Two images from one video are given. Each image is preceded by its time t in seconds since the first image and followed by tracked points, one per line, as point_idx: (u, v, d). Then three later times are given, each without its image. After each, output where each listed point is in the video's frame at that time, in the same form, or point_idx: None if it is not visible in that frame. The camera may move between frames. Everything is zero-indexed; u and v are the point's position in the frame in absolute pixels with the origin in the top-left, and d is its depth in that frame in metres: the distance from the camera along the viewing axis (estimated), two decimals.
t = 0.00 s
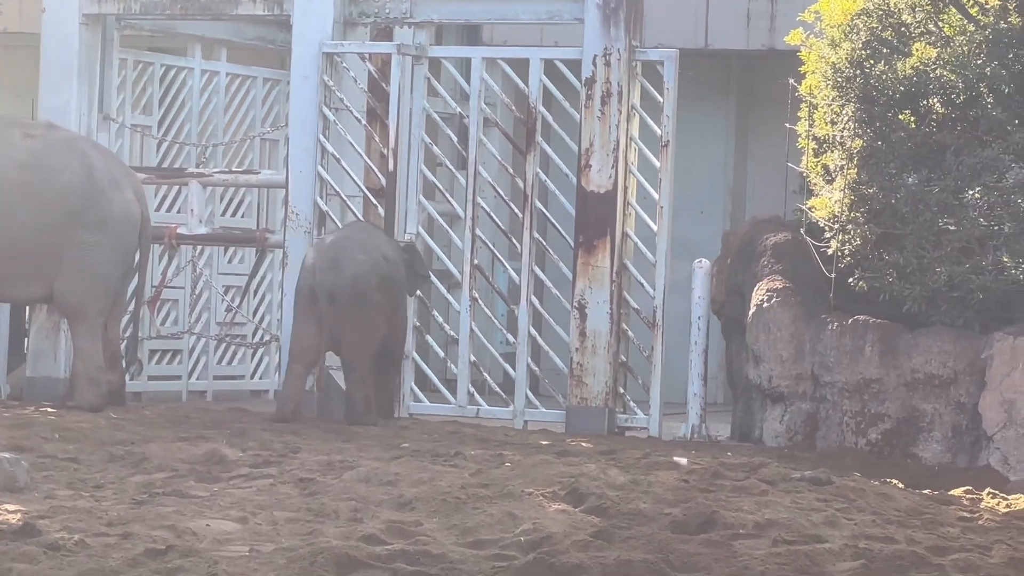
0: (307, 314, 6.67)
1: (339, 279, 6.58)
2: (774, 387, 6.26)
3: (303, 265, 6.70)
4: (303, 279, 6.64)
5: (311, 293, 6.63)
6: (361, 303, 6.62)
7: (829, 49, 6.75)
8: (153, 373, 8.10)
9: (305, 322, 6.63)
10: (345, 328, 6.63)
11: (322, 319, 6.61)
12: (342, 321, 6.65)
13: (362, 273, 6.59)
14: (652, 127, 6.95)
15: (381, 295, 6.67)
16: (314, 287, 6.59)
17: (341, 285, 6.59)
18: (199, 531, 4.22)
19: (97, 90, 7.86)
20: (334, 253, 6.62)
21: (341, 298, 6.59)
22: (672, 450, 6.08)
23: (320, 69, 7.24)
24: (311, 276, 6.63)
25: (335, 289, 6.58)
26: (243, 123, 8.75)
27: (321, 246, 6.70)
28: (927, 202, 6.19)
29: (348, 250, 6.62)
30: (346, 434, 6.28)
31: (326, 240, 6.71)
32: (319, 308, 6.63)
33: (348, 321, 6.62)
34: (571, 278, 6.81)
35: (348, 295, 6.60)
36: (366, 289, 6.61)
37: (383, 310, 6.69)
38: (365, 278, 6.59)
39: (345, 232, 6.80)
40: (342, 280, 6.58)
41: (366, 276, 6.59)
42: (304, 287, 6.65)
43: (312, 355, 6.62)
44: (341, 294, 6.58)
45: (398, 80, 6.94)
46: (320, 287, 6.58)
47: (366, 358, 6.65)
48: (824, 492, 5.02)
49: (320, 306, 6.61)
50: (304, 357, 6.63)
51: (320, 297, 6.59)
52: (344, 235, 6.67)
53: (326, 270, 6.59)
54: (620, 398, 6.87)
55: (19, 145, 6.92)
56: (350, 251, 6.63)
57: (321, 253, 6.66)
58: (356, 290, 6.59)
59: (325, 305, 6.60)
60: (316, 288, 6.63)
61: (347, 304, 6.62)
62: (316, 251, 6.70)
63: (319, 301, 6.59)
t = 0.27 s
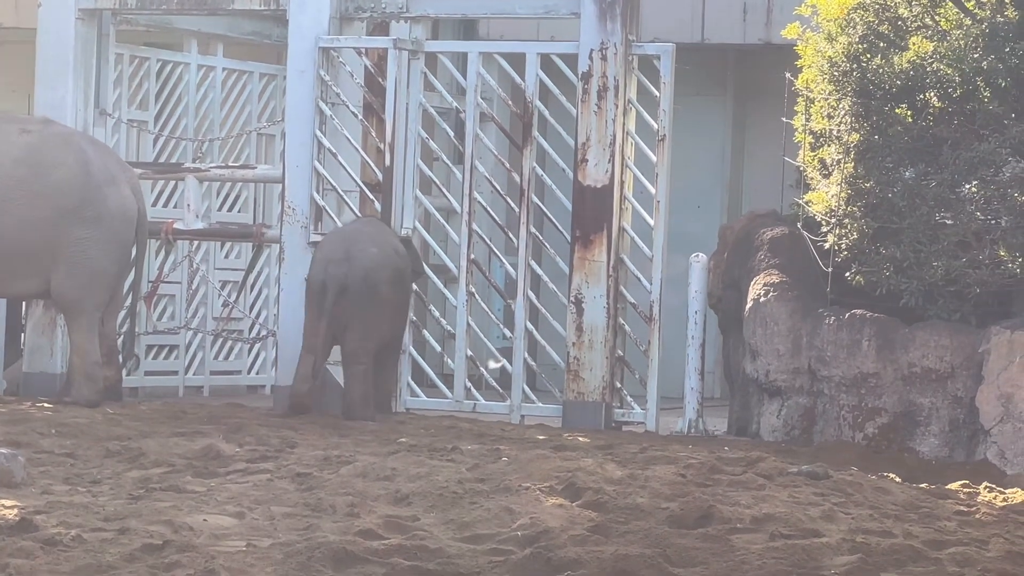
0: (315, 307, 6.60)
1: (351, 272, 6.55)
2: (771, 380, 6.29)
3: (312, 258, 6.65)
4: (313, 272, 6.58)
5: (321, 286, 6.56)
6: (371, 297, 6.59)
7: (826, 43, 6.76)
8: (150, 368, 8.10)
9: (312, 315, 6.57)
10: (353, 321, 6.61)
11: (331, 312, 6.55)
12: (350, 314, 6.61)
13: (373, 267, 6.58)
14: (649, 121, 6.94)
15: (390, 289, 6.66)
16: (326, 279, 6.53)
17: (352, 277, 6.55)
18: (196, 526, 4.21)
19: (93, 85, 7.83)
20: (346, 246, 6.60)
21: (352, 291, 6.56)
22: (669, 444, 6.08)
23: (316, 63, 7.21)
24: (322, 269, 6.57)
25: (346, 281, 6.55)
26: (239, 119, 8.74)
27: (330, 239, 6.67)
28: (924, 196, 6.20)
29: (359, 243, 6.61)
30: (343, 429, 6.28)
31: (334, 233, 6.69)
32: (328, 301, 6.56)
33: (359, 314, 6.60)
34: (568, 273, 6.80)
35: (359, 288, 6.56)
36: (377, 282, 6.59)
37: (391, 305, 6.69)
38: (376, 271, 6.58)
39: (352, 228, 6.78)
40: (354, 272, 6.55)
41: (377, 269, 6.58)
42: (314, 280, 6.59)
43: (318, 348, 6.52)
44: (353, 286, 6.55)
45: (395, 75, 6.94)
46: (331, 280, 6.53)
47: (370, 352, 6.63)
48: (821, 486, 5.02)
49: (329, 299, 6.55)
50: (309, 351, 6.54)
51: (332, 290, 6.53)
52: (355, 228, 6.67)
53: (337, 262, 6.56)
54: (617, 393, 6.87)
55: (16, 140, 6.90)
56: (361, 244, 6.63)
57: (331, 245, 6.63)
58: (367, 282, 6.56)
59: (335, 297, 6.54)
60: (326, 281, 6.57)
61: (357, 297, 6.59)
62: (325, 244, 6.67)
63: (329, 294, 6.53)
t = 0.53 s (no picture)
0: (327, 297, 6.68)
1: (360, 265, 6.59)
2: (771, 371, 6.29)
3: (323, 250, 6.71)
4: (325, 263, 6.64)
5: (332, 277, 6.63)
6: (380, 290, 6.62)
7: (824, 34, 6.79)
8: (149, 361, 8.10)
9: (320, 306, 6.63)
10: (357, 314, 6.63)
11: (342, 303, 6.62)
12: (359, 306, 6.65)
13: (383, 261, 6.61)
14: (648, 112, 6.94)
15: (399, 283, 6.69)
16: (337, 271, 6.60)
17: (362, 270, 6.59)
18: (196, 519, 4.21)
19: (92, 78, 7.81)
20: (356, 239, 6.64)
21: (360, 284, 6.59)
22: (669, 436, 6.08)
23: (315, 55, 7.20)
24: (333, 261, 6.63)
25: (356, 274, 6.59)
26: (239, 111, 8.73)
27: (341, 232, 6.72)
28: (923, 187, 6.19)
29: (369, 237, 6.65)
30: (343, 421, 6.27)
31: (345, 226, 6.74)
32: (340, 292, 6.64)
33: (366, 307, 6.61)
34: (567, 264, 6.79)
35: (368, 281, 6.60)
36: (387, 276, 6.61)
37: (400, 299, 6.71)
38: (386, 265, 6.61)
39: (363, 221, 6.82)
40: (364, 266, 6.58)
41: (387, 263, 6.61)
42: (326, 271, 6.66)
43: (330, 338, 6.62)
44: (362, 278, 6.58)
45: (393, 67, 6.92)
46: (342, 272, 6.59)
47: (373, 345, 6.64)
48: (821, 478, 5.02)
49: (341, 290, 6.62)
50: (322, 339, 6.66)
51: (343, 282, 6.60)
52: (365, 222, 6.69)
53: (347, 255, 6.60)
54: (617, 384, 6.87)
55: (14, 134, 6.89)
56: (371, 238, 6.66)
57: (342, 238, 6.68)
58: (377, 275, 6.59)
59: (346, 289, 6.60)
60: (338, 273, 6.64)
61: (367, 290, 6.62)
62: (335, 236, 6.72)
63: (341, 286, 6.60)
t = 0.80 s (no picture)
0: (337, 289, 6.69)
1: (373, 257, 6.62)
2: (773, 360, 6.27)
3: (334, 241, 6.72)
4: (337, 255, 6.67)
5: (345, 268, 6.67)
6: (391, 282, 6.64)
7: (825, 22, 6.74)
8: (152, 352, 8.10)
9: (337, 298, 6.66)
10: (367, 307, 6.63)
11: (355, 295, 6.65)
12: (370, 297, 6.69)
13: (395, 253, 6.66)
14: (649, 102, 6.92)
15: (407, 276, 6.73)
16: (351, 263, 6.63)
17: (375, 263, 6.63)
18: (200, 509, 4.22)
19: (94, 69, 7.78)
20: (368, 232, 6.67)
21: (373, 277, 6.61)
22: (672, 425, 6.08)
23: (317, 46, 7.21)
24: (346, 253, 6.66)
25: (369, 266, 6.62)
26: (240, 102, 8.73)
27: (351, 223, 6.74)
28: (925, 174, 6.19)
29: (381, 230, 6.68)
30: (345, 411, 6.28)
31: (355, 218, 6.76)
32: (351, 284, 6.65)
33: (378, 299, 6.61)
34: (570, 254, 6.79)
35: (381, 273, 6.63)
36: (398, 268, 6.66)
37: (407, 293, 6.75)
38: (397, 258, 6.66)
39: (369, 213, 6.85)
40: (377, 259, 6.62)
41: (399, 256, 6.66)
42: (338, 263, 6.69)
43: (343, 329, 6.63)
44: (376, 270, 6.61)
45: (395, 57, 6.92)
46: (355, 264, 6.63)
47: (381, 335, 6.62)
48: (824, 466, 5.02)
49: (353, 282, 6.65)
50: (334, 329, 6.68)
51: (356, 274, 6.64)
52: (377, 214, 6.73)
53: (360, 248, 6.63)
54: (619, 373, 6.87)
55: (17, 126, 6.91)
56: (382, 230, 6.70)
57: (353, 230, 6.69)
58: (389, 268, 6.63)
59: (359, 281, 6.64)
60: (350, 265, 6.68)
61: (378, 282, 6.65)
62: (345, 228, 6.73)
63: (354, 278, 6.64)
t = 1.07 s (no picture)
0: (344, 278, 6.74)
1: (381, 248, 6.70)
2: (779, 348, 6.27)
3: (339, 230, 6.75)
4: (343, 245, 6.72)
5: (351, 257, 6.72)
6: (398, 272, 6.73)
7: (830, 10, 6.69)
8: (158, 343, 8.11)
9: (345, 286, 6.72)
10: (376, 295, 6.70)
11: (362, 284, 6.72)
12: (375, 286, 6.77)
13: (401, 244, 6.75)
14: (654, 90, 6.91)
15: (411, 267, 6.82)
16: (359, 253, 6.68)
17: (382, 253, 6.71)
18: (206, 500, 4.22)
19: (98, 60, 7.78)
20: (375, 222, 6.74)
21: (381, 267, 6.69)
22: (678, 413, 6.08)
23: (322, 37, 7.21)
24: (354, 242, 6.71)
25: (377, 255, 6.70)
26: (244, 93, 8.73)
27: (357, 212, 6.78)
28: (931, 161, 6.18)
29: (388, 220, 6.76)
30: (351, 401, 6.28)
31: (359, 207, 6.82)
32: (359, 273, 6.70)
33: (387, 288, 6.69)
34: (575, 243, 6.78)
35: (388, 263, 6.71)
36: (404, 259, 6.75)
37: (410, 283, 6.83)
38: (404, 249, 6.75)
39: (371, 202, 6.92)
40: (385, 249, 6.70)
41: (405, 247, 6.74)
42: (344, 252, 6.74)
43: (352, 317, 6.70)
44: (384, 260, 6.69)
45: (399, 47, 6.92)
46: (364, 253, 6.69)
47: (389, 321, 6.70)
48: (830, 453, 5.03)
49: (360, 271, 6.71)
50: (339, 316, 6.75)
51: (363, 263, 6.70)
52: (383, 206, 6.80)
53: (368, 237, 6.69)
54: (625, 362, 6.87)
55: (21, 117, 6.90)
56: (389, 221, 6.78)
57: (359, 219, 6.74)
58: (396, 258, 6.72)
59: (366, 270, 6.71)
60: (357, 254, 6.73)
61: (385, 272, 6.73)
62: (350, 217, 6.78)
63: (363, 266, 6.69)
